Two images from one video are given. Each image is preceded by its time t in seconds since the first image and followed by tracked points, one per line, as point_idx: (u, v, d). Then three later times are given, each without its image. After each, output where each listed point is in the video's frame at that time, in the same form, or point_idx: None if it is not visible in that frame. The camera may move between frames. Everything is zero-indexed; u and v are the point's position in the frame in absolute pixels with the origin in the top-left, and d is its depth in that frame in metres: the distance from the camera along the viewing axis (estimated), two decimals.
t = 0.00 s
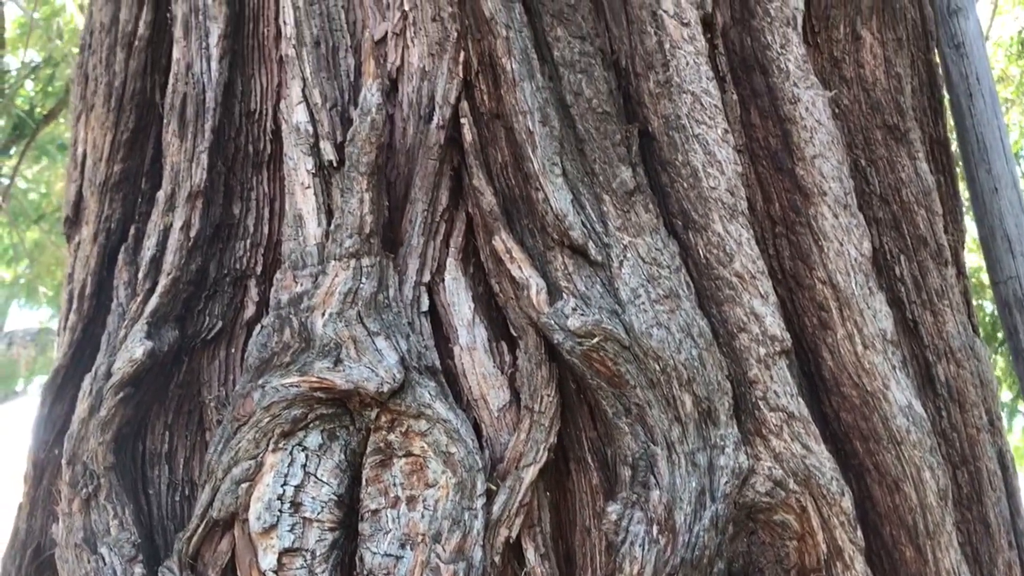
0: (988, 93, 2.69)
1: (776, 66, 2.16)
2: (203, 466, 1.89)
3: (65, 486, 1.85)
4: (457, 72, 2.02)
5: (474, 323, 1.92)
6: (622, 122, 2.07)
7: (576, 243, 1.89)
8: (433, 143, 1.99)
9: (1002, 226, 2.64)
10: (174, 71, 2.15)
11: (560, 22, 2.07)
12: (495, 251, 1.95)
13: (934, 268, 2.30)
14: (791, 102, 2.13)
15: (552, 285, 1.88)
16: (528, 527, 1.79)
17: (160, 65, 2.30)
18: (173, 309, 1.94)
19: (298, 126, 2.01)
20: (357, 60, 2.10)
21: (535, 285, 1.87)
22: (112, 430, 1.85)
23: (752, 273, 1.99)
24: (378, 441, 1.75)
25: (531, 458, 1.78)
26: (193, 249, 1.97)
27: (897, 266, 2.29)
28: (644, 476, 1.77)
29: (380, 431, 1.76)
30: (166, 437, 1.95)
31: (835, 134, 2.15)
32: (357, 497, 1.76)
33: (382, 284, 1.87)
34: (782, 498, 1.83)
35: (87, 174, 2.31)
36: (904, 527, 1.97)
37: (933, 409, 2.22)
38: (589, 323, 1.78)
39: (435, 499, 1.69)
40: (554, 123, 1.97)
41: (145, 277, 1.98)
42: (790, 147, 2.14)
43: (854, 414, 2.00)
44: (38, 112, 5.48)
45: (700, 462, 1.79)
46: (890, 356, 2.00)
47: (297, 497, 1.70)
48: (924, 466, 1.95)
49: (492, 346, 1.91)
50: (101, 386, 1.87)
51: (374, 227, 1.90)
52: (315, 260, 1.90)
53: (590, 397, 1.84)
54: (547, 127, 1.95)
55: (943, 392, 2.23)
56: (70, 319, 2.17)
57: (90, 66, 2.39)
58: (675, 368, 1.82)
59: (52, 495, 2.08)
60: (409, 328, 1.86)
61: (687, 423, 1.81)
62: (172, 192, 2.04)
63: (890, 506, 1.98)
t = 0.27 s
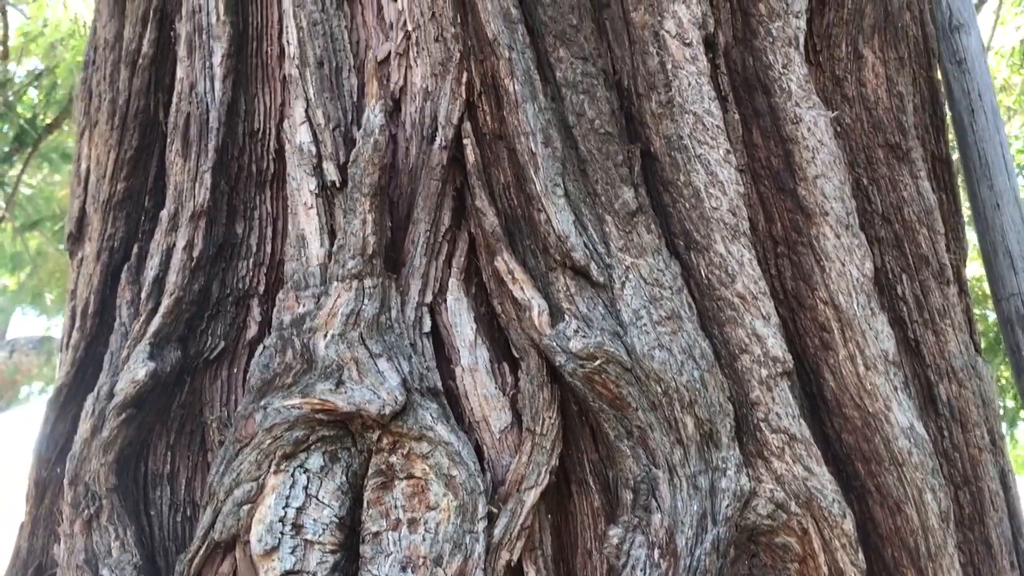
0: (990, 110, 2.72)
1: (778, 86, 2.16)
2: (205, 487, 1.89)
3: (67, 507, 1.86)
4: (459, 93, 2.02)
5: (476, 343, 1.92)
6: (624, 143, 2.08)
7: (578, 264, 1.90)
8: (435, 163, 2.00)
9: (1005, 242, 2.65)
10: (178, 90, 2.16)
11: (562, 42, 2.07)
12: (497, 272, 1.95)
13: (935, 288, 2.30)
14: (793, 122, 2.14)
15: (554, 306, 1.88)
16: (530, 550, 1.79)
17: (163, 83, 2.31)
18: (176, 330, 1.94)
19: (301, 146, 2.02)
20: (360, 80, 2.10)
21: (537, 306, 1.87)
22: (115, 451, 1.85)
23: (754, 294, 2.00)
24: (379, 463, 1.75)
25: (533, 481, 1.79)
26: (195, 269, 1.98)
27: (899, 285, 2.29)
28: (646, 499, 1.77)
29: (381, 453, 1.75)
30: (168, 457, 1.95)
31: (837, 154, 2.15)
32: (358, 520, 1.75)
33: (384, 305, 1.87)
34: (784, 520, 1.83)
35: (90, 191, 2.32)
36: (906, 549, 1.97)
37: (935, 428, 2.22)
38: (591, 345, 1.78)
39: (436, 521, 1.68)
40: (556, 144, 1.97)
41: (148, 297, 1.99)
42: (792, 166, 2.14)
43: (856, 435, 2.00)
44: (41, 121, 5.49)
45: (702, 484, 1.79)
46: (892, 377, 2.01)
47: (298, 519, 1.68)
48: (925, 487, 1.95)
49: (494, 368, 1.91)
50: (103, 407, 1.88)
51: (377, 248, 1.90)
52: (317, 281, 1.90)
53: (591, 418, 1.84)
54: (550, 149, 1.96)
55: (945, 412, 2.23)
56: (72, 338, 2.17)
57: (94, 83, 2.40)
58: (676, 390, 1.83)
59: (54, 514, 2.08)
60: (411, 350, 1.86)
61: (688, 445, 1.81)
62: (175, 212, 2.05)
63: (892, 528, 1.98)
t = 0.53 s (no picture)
0: (985, 121, 2.73)
1: (773, 100, 2.17)
2: (200, 501, 1.89)
3: (62, 521, 1.86)
4: (455, 108, 2.03)
5: (471, 358, 1.93)
6: (619, 157, 2.09)
7: (573, 279, 1.90)
8: (431, 178, 2.00)
9: (1001, 253, 2.65)
10: (174, 103, 2.16)
11: (558, 57, 2.08)
12: (492, 286, 1.95)
13: (930, 301, 2.30)
14: (789, 136, 2.14)
15: (549, 321, 1.89)
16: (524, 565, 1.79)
17: (160, 96, 2.31)
18: (171, 344, 1.94)
19: (297, 160, 2.03)
20: (355, 95, 2.11)
21: (532, 321, 1.88)
22: (110, 466, 1.85)
23: (749, 308, 2.00)
24: (374, 478, 1.74)
25: (527, 496, 1.79)
26: (191, 282, 1.98)
27: (895, 298, 2.30)
28: (640, 515, 1.77)
29: (376, 468, 1.75)
30: (164, 471, 1.96)
31: (832, 168, 2.15)
32: (352, 535, 1.74)
33: (379, 320, 1.88)
34: (778, 535, 1.84)
35: (87, 203, 2.33)
36: (901, 563, 1.97)
37: (929, 441, 2.23)
38: (586, 360, 1.78)
39: (431, 537, 1.67)
40: (551, 159, 1.98)
41: (143, 312, 1.99)
42: (787, 181, 2.14)
43: (851, 450, 2.00)
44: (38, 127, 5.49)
45: (696, 499, 1.79)
46: (887, 392, 2.01)
47: (293, 534, 1.68)
48: (920, 502, 1.95)
49: (489, 382, 1.92)
50: (98, 421, 1.88)
51: (373, 262, 1.90)
52: (313, 295, 1.91)
53: (586, 434, 1.85)
54: (545, 164, 1.97)
55: (939, 425, 2.23)
56: (68, 351, 2.18)
57: (92, 95, 2.41)
58: (671, 405, 1.83)
59: (49, 527, 2.08)
60: (406, 364, 1.87)
61: (683, 460, 1.82)
62: (171, 225, 2.05)
63: (886, 542, 1.98)
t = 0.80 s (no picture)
0: (981, 132, 2.69)
1: (768, 113, 2.17)
2: (195, 516, 1.88)
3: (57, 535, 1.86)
4: (452, 121, 2.04)
5: (467, 372, 1.93)
6: (615, 170, 2.09)
7: (569, 292, 1.90)
8: (427, 191, 2.01)
9: (996, 266, 2.64)
10: (170, 116, 2.17)
11: (554, 71, 2.09)
12: (488, 300, 1.96)
13: (925, 313, 2.30)
14: (783, 150, 2.15)
15: (545, 335, 1.89)
16: None
17: (156, 107, 2.31)
18: (167, 357, 1.94)
19: (293, 173, 2.02)
20: (351, 108, 2.10)
21: (527, 335, 1.88)
22: (105, 480, 1.85)
23: (744, 322, 2.00)
24: (369, 493, 1.75)
25: (523, 511, 1.78)
26: (187, 295, 1.98)
27: (890, 310, 2.30)
28: (635, 530, 1.77)
29: (371, 482, 1.75)
30: (159, 485, 1.95)
31: (826, 182, 2.16)
32: (348, 549, 1.74)
33: (375, 333, 1.88)
34: (773, 549, 1.84)
35: (83, 214, 2.33)
36: None
37: (924, 453, 2.23)
38: (582, 375, 1.78)
39: (426, 552, 1.67)
40: (547, 172, 1.99)
41: (139, 325, 1.99)
42: (781, 194, 2.15)
43: (846, 463, 2.00)
44: (36, 132, 5.50)
45: (691, 514, 1.79)
46: (882, 405, 2.01)
47: (288, 549, 1.67)
48: (914, 515, 1.95)
49: (485, 396, 1.92)
50: (93, 435, 1.88)
51: (369, 276, 1.90)
52: (309, 308, 1.91)
53: (581, 448, 1.85)
54: (540, 177, 1.97)
55: (934, 437, 2.24)
56: (64, 363, 2.18)
57: (88, 106, 2.41)
58: (666, 419, 1.83)
59: (44, 541, 2.07)
60: (402, 378, 1.87)
61: (678, 475, 1.81)
62: (167, 238, 2.05)
63: (882, 556, 1.98)
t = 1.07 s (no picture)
0: (973, 146, 2.71)
1: (761, 130, 2.18)
2: (189, 535, 1.88)
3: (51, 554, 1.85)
4: (444, 139, 2.04)
5: (460, 391, 1.94)
6: (608, 188, 2.10)
7: (561, 311, 1.91)
8: (420, 210, 2.01)
9: (989, 278, 2.65)
10: (165, 134, 2.18)
11: (546, 89, 2.10)
12: (481, 318, 1.96)
13: (918, 328, 2.31)
14: (775, 167, 2.16)
15: (538, 353, 1.90)
16: None
17: (151, 125, 2.32)
18: (160, 377, 1.95)
19: (287, 193, 2.03)
20: (345, 126, 2.11)
21: (520, 353, 1.88)
22: (99, 500, 1.85)
23: (737, 339, 2.01)
24: (362, 512, 1.74)
25: (516, 530, 1.79)
26: (181, 314, 1.99)
27: (883, 326, 2.31)
28: (628, 549, 1.77)
29: (365, 502, 1.75)
30: (153, 504, 1.96)
31: (819, 198, 2.17)
32: (342, 569, 1.73)
33: (368, 353, 1.89)
34: (767, 567, 1.84)
35: (78, 231, 2.33)
36: None
37: (917, 469, 2.24)
38: (575, 394, 1.79)
39: (420, 571, 1.67)
40: (540, 191, 2.00)
41: (133, 344, 2.00)
42: (774, 211, 2.16)
43: (838, 480, 2.02)
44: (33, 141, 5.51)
45: (684, 533, 1.79)
46: (874, 422, 2.02)
47: (281, 569, 1.66)
48: (907, 532, 1.96)
49: (478, 415, 1.93)
50: (88, 454, 1.87)
51: (362, 295, 1.91)
52: (302, 327, 1.92)
53: (575, 467, 1.86)
54: (533, 196, 1.98)
55: (927, 453, 2.24)
56: (58, 382, 2.18)
57: (83, 123, 2.42)
58: (659, 438, 1.83)
59: (38, 560, 2.07)
60: (395, 398, 1.88)
61: (671, 493, 1.82)
62: (161, 257, 2.06)
63: (875, 572, 1.98)
